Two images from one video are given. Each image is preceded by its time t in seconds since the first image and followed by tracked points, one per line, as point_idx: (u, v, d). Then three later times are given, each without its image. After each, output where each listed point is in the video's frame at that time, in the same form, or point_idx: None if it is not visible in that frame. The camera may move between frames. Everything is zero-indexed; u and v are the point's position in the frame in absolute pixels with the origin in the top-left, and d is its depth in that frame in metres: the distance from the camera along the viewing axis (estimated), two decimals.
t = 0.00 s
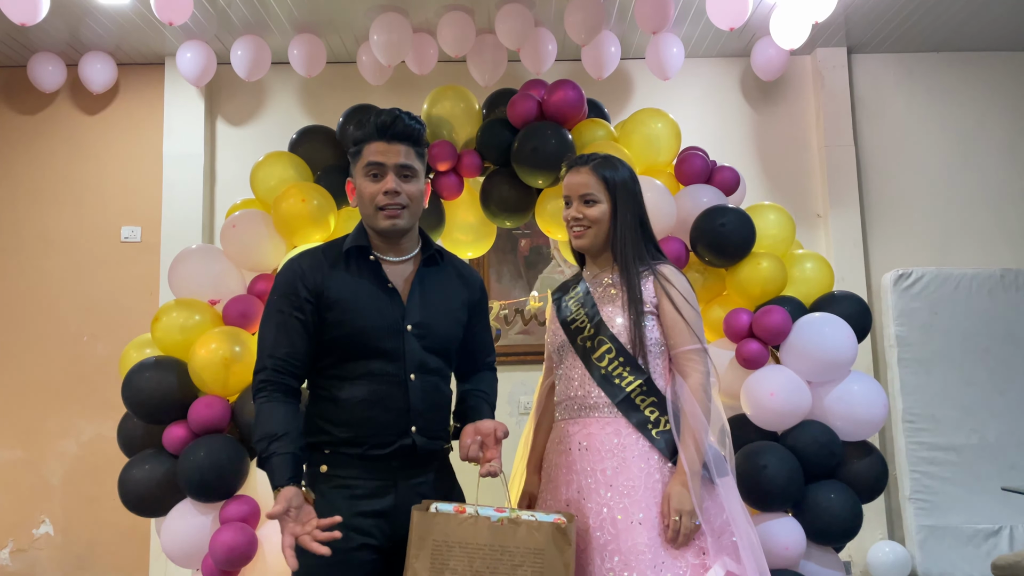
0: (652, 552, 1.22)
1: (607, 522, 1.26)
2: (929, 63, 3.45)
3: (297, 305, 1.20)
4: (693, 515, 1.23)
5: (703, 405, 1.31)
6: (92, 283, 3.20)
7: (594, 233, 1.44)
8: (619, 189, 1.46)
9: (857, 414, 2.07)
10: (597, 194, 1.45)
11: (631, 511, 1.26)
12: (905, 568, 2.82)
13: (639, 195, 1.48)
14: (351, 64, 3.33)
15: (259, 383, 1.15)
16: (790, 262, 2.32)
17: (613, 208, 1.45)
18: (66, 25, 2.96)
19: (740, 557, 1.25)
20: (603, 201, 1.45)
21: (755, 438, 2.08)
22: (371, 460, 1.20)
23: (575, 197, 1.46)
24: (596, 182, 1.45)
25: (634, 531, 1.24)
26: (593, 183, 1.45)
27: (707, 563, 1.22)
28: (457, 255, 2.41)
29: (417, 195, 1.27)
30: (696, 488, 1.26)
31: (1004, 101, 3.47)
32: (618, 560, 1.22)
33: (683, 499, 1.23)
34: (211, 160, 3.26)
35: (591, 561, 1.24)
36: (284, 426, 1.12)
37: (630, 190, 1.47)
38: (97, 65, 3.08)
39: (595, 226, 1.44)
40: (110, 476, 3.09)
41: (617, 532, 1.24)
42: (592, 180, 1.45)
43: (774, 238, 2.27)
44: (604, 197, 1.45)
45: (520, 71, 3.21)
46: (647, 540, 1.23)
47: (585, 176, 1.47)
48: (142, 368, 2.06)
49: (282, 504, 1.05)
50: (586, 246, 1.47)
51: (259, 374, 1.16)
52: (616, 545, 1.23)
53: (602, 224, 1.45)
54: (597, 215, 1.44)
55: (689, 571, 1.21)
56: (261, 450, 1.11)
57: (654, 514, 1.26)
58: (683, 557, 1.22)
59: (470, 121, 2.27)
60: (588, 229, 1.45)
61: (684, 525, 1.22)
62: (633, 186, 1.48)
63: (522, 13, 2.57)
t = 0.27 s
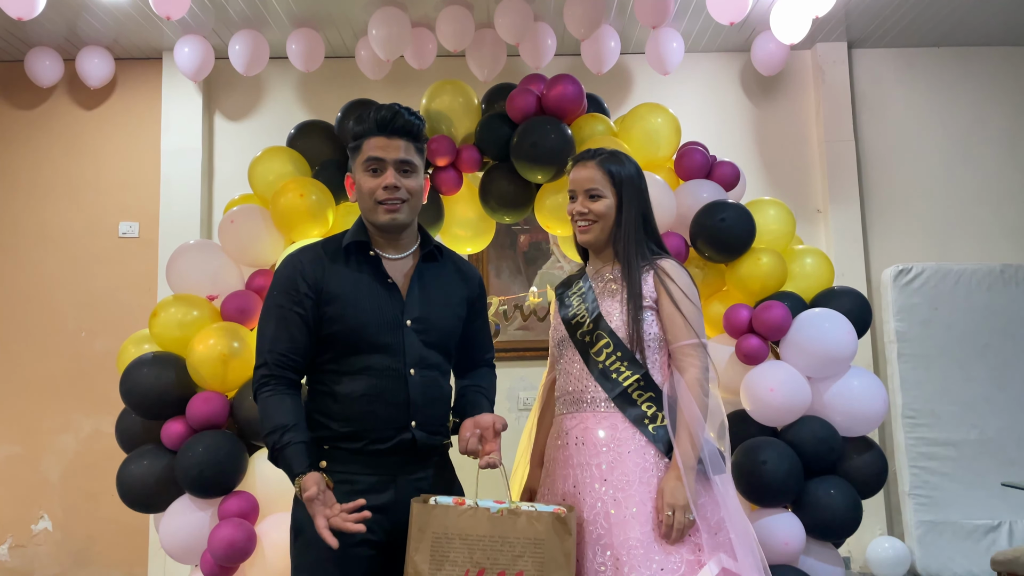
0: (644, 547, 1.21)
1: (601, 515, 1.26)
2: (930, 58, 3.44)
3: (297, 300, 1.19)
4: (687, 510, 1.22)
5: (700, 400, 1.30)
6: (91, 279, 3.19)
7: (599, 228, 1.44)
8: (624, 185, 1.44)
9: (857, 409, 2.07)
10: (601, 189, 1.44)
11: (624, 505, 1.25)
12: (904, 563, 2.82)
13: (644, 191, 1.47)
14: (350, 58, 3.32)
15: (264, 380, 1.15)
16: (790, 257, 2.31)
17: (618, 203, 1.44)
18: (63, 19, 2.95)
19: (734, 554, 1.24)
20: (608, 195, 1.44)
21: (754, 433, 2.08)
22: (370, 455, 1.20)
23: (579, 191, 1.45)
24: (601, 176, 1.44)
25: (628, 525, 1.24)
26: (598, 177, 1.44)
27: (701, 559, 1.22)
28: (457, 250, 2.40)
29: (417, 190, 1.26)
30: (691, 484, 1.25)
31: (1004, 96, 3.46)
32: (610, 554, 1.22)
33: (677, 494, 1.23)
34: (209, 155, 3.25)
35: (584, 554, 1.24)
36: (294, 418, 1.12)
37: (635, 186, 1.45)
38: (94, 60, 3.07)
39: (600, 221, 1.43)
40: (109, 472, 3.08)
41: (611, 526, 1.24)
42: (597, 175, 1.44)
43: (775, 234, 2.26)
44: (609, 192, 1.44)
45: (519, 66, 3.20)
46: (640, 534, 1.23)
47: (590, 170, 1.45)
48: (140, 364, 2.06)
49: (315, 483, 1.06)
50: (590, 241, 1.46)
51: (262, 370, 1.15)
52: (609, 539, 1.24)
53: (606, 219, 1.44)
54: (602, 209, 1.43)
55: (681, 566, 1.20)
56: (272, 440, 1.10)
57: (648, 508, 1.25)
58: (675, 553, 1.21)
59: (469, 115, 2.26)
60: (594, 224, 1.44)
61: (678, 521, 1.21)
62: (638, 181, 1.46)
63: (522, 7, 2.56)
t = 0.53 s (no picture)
0: (642, 542, 1.21)
1: (598, 509, 1.26)
2: (929, 52, 3.44)
3: (297, 295, 1.18)
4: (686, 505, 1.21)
5: (699, 395, 1.29)
6: (89, 273, 3.18)
7: (602, 222, 1.43)
8: (627, 180, 1.44)
9: (856, 403, 2.07)
10: (603, 182, 1.43)
11: (622, 499, 1.26)
12: (902, 557, 2.83)
13: (647, 185, 1.46)
14: (348, 52, 3.31)
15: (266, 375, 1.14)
16: (789, 252, 2.31)
17: (621, 198, 1.44)
18: (61, 12, 2.94)
19: (733, 548, 1.24)
20: (610, 189, 1.43)
21: (753, 427, 2.08)
22: (370, 450, 1.20)
23: (582, 184, 1.44)
24: (604, 170, 1.43)
25: (626, 519, 1.24)
26: (601, 171, 1.43)
27: (699, 553, 1.22)
28: (456, 245, 2.40)
29: (415, 182, 1.26)
30: (689, 478, 1.24)
31: (1004, 90, 3.45)
32: (608, 547, 1.23)
33: (675, 489, 1.22)
34: (207, 149, 3.25)
35: (582, 548, 1.24)
36: (298, 407, 1.11)
37: (638, 181, 1.45)
38: (92, 53, 3.06)
39: (603, 214, 1.42)
40: (108, 466, 3.08)
41: (609, 520, 1.25)
42: (599, 168, 1.43)
43: (774, 228, 2.26)
44: (612, 185, 1.43)
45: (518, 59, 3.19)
46: (638, 528, 1.23)
47: (593, 164, 1.45)
48: (139, 358, 2.05)
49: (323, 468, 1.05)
50: (593, 234, 1.45)
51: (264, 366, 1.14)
52: (606, 533, 1.24)
53: (609, 213, 1.43)
54: (604, 203, 1.42)
55: (679, 561, 1.20)
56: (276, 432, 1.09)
57: (647, 502, 1.25)
58: (673, 547, 1.21)
59: (468, 109, 2.26)
60: (596, 217, 1.43)
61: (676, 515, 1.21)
62: (641, 176, 1.46)
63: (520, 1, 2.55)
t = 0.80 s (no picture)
0: (638, 535, 1.22)
1: (595, 503, 1.26)
2: (929, 46, 3.43)
3: (296, 284, 1.18)
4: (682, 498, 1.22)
5: (695, 389, 1.29)
6: (88, 268, 3.18)
7: (600, 217, 1.43)
8: (625, 174, 1.43)
9: (854, 396, 2.07)
10: (601, 177, 1.42)
11: (618, 492, 1.26)
12: (900, 550, 2.84)
13: (646, 180, 1.46)
14: (347, 46, 3.31)
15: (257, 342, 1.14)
16: (788, 245, 2.31)
17: (619, 193, 1.43)
18: (58, 5, 2.93)
19: (730, 541, 1.24)
20: (609, 183, 1.43)
21: (751, 421, 2.08)
22: (370, 444, 1.19)
23: (580, 179, 1.44)
24: (602, 164, 1.43)
25: (622, 513, 1.24)
26: (599, 165, 1.42)
27: (696, 547, 1.22)
28: (455, 239, 2.40)
29: (411, 175, 1.25)
30: (685, 472, 1.24)
31: (1004, 84, 3.45)
32: (604, 541, 1.23)
33: (671, 483, 1.23)
34: (205, 143, 3.24)
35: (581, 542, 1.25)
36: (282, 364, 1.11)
37: (636, 175, 1.44)
38: (90, 47, 3.05)
39: (601, 209, 1.42)
40: (108, 460, 3.09)
41: (606, 514, 1.25)
42: (598, 162, 1.43)
43: (773, 222, 2.26)
44: (610, 180, 1.43)
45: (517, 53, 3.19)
46: (635, 522, 1.23)
47: (591, 158, 1.44)
48: (138, 353, 2.05)
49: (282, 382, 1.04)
50: (590, 229, 1.45)
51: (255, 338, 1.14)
52: (603, 527, 1.24)
53: (607, 207, 1.42)
54: (602, 197, 1.42)
55: (676, 554, 1.20)
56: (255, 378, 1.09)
57: (643, 496, 1.25)
58: (670, 540, 1.21)
59: (466, 103, 2.25)
60: (594, 212, 1.43)
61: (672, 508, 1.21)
62: (639, 170, 1.45)
63: None
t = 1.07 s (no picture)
0: (640, 529, 1.22)
1: (597, 498, 1.26)
2: (929, 40, 3.43)
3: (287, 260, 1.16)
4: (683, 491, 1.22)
5: (694, 383, 1.29)
6: (87, 263, 3.18)
7: (599, 211, 1.42)
8: (623, 169, 1.43)
9: (853, 390, 2.08)
10: (600, 172, 1.42)
11: (620, 487, 1.26)
12: (899, 544, 2.84)
13: (642, 174, 1.46)
14: (346, 40, 3.30)
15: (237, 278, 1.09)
16: (787, 240, 2.31)
17: (617, 188, 1.43)
18: None
19: (730, 534, 1.25)
20: (607, 178, 1.43)
21: (750, 415, 2.09)
22: (371, 437, 1.19)
23: (579, 173, 1.44)
24: (600, 159, 1.43)
25: (623, 508, 1.24)
26: (597, 160, 1.43)
27: (698, 540, 1.22)
28: (454, 234, 2.40)
29: (419, 179, 1.26)
30: (686, 466, 1.24)
31: (1004, 78, 3.44)
32: (606, 536, 1.23)
33: (672, 477, 1.23)
34: (205, 138, 3.24)
35: (582, 537, 1.25)
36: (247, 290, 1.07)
37: (634, 170, 1.45)
38: (88, 41, 3.04)
39: (600, 204, 1.42)
40: (108, 455, 3.09)
41: (607, 509, 1.25)
42: (596, 157, 1.43)
43: (772, 216, 2.26)
44: (608, 175, 1.43)
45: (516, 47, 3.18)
46: (636, 516, 1.23)
47: (589, 153, 1.44)
48: (138, 347, 2.06)
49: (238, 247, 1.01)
50: (588, 223, 1.44)
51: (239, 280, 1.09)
52: (605, 521, 1.24)
53: (606, 202, 1.42)
54: (601, 192, 1.42)
55: (678, 547, 1.20)
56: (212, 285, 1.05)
57: (645, 490, 1.25)
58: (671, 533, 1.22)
59: (465, 97, 2.25)
60: (593, 207, 1.43)
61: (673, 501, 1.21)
62: (636, 166, 1.46)
63: None
